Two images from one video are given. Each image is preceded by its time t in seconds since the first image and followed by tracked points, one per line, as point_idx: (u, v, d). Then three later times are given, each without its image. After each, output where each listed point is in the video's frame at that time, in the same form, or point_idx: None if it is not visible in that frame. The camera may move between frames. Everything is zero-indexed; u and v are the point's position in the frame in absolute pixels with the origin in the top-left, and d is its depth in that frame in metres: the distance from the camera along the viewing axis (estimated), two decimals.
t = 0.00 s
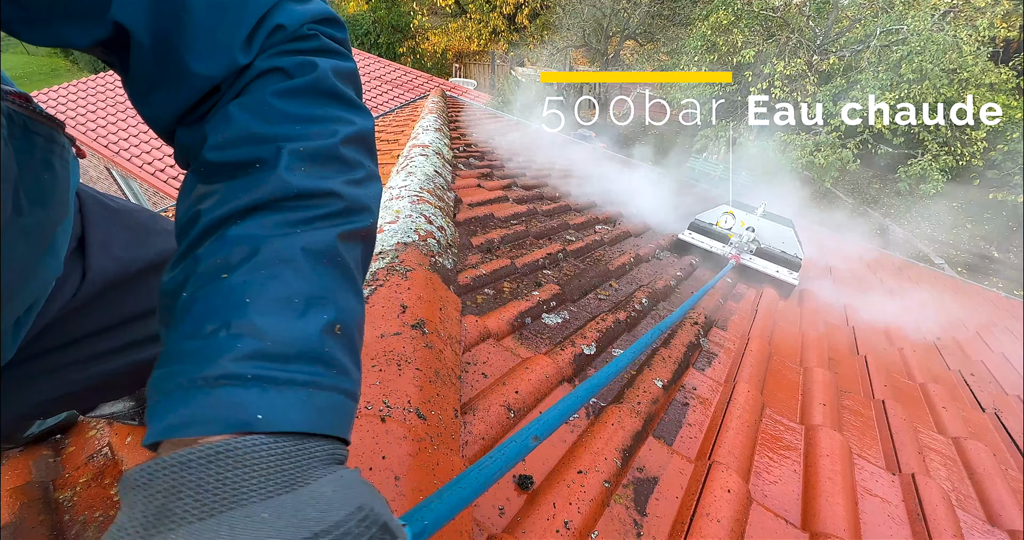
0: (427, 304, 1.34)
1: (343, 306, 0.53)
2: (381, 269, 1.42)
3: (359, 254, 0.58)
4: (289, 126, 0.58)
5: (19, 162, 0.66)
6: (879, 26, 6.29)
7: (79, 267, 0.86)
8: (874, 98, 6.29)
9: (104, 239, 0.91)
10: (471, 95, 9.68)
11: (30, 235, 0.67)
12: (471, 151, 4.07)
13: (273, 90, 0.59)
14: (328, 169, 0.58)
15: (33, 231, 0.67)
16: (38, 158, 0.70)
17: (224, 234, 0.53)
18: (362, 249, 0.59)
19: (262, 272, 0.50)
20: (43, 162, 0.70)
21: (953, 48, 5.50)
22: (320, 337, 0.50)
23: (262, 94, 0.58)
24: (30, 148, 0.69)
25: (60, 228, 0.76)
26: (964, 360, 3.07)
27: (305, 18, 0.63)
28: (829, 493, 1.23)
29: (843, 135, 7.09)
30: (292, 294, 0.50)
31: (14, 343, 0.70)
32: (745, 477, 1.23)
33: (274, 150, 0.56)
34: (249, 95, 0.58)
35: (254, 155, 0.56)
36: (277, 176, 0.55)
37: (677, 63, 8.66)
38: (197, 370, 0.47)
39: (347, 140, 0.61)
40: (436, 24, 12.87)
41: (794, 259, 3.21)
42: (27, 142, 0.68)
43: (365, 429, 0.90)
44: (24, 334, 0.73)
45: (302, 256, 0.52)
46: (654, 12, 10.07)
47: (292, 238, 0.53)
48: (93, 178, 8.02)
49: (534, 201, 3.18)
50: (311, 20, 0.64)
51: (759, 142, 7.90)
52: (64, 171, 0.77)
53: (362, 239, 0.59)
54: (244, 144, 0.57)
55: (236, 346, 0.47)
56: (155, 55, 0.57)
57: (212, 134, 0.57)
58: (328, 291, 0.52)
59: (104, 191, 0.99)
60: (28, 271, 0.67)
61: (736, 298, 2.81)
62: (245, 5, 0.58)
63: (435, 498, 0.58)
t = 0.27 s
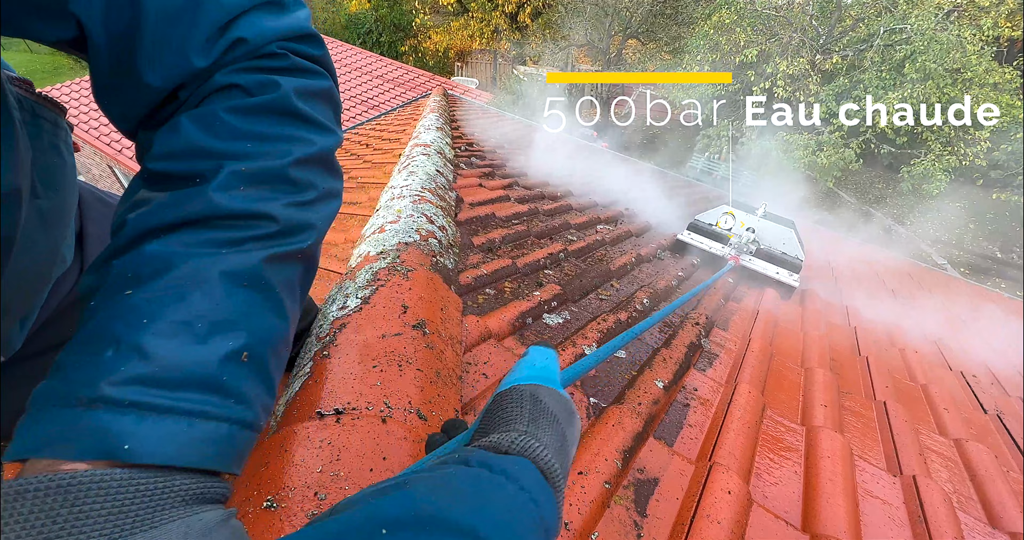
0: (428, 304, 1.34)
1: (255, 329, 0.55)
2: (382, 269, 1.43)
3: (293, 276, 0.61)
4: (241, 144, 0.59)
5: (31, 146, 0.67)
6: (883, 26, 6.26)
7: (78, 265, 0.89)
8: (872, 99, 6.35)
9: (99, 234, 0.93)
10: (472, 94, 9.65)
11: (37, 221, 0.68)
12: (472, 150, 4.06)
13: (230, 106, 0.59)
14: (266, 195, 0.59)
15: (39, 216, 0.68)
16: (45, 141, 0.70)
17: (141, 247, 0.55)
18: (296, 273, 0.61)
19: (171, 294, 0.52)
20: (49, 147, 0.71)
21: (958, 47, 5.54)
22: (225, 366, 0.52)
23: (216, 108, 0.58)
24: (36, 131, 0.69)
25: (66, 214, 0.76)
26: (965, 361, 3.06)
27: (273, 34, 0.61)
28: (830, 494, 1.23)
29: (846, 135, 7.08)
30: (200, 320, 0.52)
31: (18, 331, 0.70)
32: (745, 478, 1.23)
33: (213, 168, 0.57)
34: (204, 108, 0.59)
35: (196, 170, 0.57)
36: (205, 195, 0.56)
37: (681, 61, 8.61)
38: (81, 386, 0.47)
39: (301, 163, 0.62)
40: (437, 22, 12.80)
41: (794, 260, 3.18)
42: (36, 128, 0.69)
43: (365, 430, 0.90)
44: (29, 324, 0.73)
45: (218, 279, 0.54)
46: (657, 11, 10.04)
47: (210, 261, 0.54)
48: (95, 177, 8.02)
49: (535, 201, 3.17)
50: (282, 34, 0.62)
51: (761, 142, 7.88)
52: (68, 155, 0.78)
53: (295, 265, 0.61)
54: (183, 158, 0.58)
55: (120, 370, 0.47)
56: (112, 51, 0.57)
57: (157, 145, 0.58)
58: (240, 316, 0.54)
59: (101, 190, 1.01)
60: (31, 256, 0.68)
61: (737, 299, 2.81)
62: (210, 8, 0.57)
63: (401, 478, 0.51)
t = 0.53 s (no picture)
0: (428, 307, 1.34)
1: (222, 321, 0.53)
2: (382, 271, 1.42)
3: (261, 269, 0.59)
4: (204, 140, 0.58)
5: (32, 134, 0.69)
6: (886, 25, 6.25)
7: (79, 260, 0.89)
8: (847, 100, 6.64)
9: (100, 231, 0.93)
10: (474, 93, 9.64)
11: (43, 210, 0.69)
12: (473, 150, 4.06)
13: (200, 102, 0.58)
14: (234, 190, 0.58)
15: (46, 205, 0.70)
16: (48, 132, 0.73)
17: (107, 245, 0.53)
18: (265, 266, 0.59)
19: (136, 288, 0.50)
20: (54, 137, 0.74)
21: (961, 46, 5.54)
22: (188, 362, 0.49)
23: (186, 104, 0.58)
24: (40, 120, 0.72)
25: (71, 206, 0.78)
26: (968, 363, 3.05)
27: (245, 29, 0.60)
28: (831, 498, 1.23)
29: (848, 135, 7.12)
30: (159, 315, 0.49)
31: (25, 327, 0.72)
32: (746, 483, 1.23)
33: (181, 166, 0.56)
34: (175, 104, 0.58)
35: (165, 167, 0.56)
36: (170, 191, 0.54)
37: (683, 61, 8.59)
38: (35, 386, 0.45)
39: (267, 160, 0.60)
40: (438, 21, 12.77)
41: (794, 262, 3.13)
42: (38, 118, 0.72)
43: (364, 436, 0.89)
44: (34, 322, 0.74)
45: (180, 274, 0.51)
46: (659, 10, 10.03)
47: (174, 257, 0.52)
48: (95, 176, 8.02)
49: (536, 201, 3.16)
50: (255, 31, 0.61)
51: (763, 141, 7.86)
52: (71, 148, 0.80)
53: (264, 257, 0.59)
54: (150, 155, 0.57)
55: (81, 361, 0.46)
56: (85, 35, 0.58)
57: (128, 139, 0.58)
58: (207, 308, 0.52)
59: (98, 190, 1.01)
60: (44, 246, 0.69)
61: (738, 300, 2.80)
62: None
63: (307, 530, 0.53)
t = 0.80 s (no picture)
0: (429, 308, 1.35)
1: (309, 185, 0.70)
2: (383, 272, 1.43)
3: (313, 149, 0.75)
4: (243, 63, 0.69)
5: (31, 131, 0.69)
6: (889, 25, 6.24)
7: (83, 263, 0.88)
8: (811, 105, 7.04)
9: (106, 234, 0.93)
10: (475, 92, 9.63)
11: (43, 207, 0.70)
12: (474, 150, 4.06)
13: (229, 37, 0.69)
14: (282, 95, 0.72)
15: (44, 202, 0.70)
16: (48, 130, 0.73)
17: (212, 150, 0.67)
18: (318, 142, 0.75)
19: (255, 172, 0.66)
20: (53, 134, 0.74)
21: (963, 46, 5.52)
22: (289, 215, 0.66)
23: (220, 40, 0.69)
24: (40, 117, 0.72)
25: (69, 205, 0.78)
26: (969, 365, 3.04)
27: None
28: (831, 501, 1.23)
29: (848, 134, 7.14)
30: (263, 188, 0.65)
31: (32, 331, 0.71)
32: (746, 485, 1.23)
33: (237, 86, 0.68)
34: (205, 39, 0.68)
35: (224, 87, 0.68)
36: (242, 104, 0.68)
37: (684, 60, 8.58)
38: (222, 248, 0.63)
39: (289, 71, 0.74)
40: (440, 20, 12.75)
41: (794, 262, 3.10)
42: (38, 112, 0.72)
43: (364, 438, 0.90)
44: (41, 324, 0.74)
45: (275, 158, 0.68)
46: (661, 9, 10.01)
47: (266, 147, 0.68)
48: (98, 175, 8.03)
49: (537, 201, 3.16)
50: None
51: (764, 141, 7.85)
52: (71, 144, 0.80)
53: (308, 139, 0.73)
54: (206, 82, 0.68)
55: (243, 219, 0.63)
56: None
57: (184, 71, 0.69)
58: (297, 179, 0.69)
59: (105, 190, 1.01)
60: (46, 244, 0.69)
61: (739, 301, 2.80)
62: None
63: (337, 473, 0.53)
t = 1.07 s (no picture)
0: (430, 308, 1.35)
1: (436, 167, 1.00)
2: (384, 273, 1.43)
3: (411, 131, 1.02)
4: (347, 81, 0.86)
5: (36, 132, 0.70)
6: (890, 24, 6.24)
7: (87, 263, 0.89)
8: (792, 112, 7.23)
9: (109, 235, 0.95)
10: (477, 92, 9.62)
11: (49, 209, 0.71)
12: (476, 150, 4.06)
13: (326, 58, 0.84)
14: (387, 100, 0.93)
15: (50, 204, 0.72)
16: (54, 131, 0.74)
17: (379, 169, 0.89)
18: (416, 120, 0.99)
19: (423, 174, 0.94)
20: (59, 136, 0.75)
21: (965, 46, 5.51)
22: (444, 187, 0.98)
23: (320, 62, 0.83)
24: (44, 120, 0.73)
25: (77, 206, 0.79)
26: (970, 366, 3.03)
27: None
28: (832, 502, 1.23)
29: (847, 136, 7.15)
30: (427, 177, 0.95)
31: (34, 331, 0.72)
32: (746, 486, 1.23)
33: (366, 105, 0.88)
34: (304, 58, 0.82)
35: (355, 111, 0.87)
36: (381, 121, 0.89)
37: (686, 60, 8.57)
38: (440, 242, 0.97)
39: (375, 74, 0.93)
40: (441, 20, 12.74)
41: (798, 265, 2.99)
42: (44, 114, 0.73)
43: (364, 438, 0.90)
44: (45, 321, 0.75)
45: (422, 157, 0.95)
46: (663, 8, 10.00)
47: (410, 150, 0.94)
48: (100, 174, 8.05)
49: (538, 201, 3.17)
50: None
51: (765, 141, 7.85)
52: (77, 146, 0.81)
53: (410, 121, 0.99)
54: (343, 108, 0.86)
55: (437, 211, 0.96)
56: None
57: (319, 106, 0.84)
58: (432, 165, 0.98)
59: (111, 193, 1.03)
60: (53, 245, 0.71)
61: (740, 301, 2.80)
62: None
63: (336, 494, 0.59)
